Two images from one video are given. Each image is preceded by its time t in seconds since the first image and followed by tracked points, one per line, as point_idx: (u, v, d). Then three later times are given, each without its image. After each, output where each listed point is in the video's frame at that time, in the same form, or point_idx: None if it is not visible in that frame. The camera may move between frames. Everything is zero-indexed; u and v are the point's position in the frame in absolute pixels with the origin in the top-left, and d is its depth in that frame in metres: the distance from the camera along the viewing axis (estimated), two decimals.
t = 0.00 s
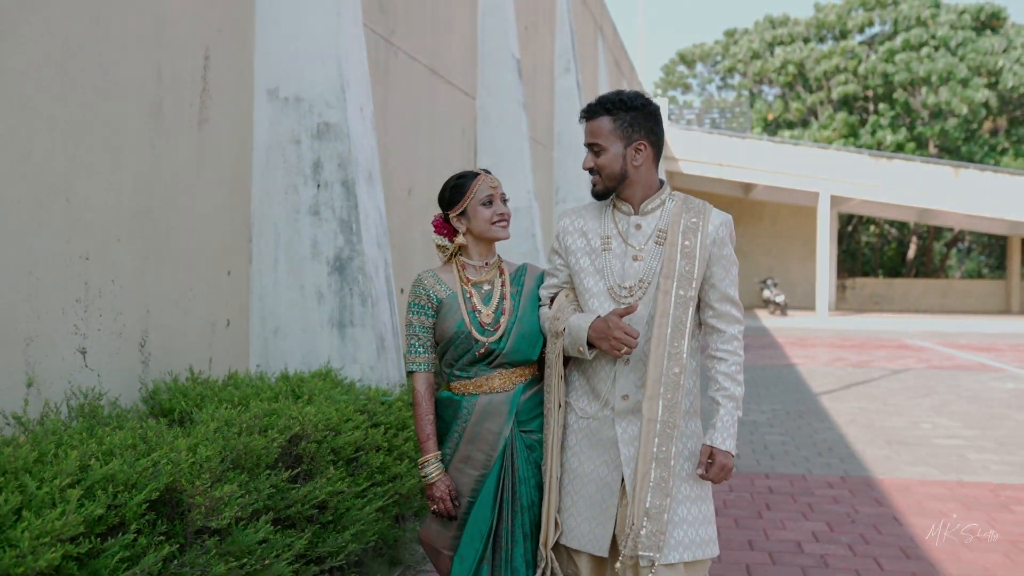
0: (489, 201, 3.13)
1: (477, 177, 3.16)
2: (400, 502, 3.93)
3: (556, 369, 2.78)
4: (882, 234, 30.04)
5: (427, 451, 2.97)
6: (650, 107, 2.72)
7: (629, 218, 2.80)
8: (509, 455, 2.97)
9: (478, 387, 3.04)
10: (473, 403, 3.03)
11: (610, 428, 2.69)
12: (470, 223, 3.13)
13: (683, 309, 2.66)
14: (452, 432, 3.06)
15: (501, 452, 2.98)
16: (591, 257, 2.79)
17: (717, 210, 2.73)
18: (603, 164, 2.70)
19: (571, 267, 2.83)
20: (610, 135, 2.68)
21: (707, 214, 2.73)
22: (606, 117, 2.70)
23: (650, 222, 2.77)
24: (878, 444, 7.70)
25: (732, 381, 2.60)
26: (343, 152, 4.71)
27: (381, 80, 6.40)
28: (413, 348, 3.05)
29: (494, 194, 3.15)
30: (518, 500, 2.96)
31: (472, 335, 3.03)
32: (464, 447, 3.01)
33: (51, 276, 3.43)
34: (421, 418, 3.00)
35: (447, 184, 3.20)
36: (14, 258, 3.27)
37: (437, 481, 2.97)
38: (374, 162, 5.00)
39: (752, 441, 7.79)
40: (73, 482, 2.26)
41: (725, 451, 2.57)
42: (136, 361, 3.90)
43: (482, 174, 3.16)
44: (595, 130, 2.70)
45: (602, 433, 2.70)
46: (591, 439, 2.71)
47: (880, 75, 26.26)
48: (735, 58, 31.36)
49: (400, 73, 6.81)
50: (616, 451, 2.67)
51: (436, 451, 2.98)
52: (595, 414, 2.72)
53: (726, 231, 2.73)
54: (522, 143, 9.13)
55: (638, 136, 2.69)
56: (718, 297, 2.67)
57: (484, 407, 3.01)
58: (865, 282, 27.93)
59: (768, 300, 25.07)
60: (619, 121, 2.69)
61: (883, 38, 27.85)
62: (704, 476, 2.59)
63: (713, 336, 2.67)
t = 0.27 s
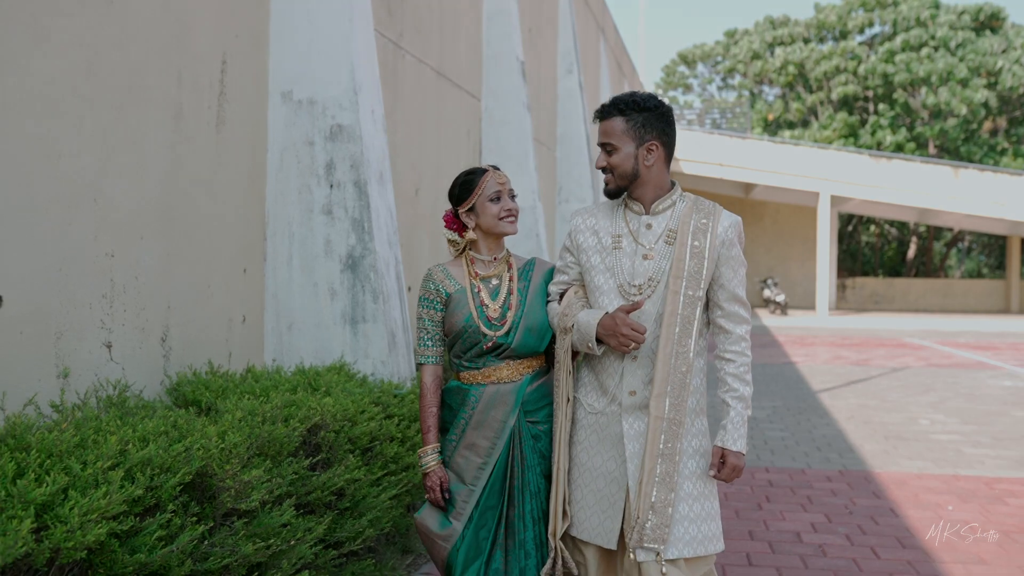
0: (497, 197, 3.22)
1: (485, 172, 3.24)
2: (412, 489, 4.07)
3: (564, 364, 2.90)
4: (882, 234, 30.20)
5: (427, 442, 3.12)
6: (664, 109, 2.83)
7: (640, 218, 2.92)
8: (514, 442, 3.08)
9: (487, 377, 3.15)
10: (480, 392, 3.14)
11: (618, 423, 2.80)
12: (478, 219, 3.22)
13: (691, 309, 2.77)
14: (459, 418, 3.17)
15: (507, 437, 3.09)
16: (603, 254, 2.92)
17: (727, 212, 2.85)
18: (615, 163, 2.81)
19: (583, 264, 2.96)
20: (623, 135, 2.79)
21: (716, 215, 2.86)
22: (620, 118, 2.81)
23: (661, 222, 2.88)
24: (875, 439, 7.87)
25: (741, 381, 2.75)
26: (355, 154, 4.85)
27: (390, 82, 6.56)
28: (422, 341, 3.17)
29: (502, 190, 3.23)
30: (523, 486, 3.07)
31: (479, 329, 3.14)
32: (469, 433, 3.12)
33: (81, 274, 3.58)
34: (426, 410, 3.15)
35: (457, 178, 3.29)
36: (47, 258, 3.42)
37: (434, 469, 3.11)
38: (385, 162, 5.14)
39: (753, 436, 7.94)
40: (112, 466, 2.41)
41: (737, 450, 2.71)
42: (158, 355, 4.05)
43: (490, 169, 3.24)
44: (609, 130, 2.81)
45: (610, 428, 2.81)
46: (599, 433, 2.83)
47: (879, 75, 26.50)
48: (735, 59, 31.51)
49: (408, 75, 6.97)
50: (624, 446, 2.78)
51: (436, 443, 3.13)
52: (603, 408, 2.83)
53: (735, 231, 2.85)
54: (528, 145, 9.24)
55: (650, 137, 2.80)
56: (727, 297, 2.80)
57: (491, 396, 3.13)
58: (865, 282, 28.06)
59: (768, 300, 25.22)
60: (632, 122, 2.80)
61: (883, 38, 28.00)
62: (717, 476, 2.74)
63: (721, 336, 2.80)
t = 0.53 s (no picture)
0: (503, 196, 3.34)
1: (491, 171, 3.36)
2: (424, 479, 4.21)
3: (573, 356, 2.97)
4: (882, 234, 30.37)
5: (428, 432, 3.25)
6: (677, 106, 2.86)
7: (652, 213, 2.95)
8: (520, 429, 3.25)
9: (493, 368, 3.30)
10: (486, 383, 3.30)
11: (630, 413, 2.85)
12: (485, 218, 3.35)
13: (699, 302, 2.80)
14: (465, 407, 3.32)
15: (511, 426, 3.25)
16: (615, 249, 2.96)
17: (737, 208, 2.88)
18: (628, 159, 2.85)
19: (596, 258, 3.01)
20: (636, 131, 2.83)
21: (727, 212, 2.88)
22: (633, 114, 2.86)
23: (672, 217, 2.91)
24: (873, 435, 8.02)
25: (750, 376, 2.77)
26: (367, 156, 5.02)
27: (398, 86, 6.71)
28: (432, 335, 3.32)
29: (507, 188, 3.35)
30: (527, 473, 3.23)
31: (486, 323, 3.27)
32: (474, 421, 3.27)
33: (108, 273, 3.75)
34: (430, 401, 3.28)
35: (465, 177, 3.42)
36: (77, 258, 3.58)
37: (431, 458, 3.24)
38: (395, 164, 5.30)
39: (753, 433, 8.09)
40: (149, 452, 2.56)
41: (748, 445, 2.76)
42: (180, 351, 4.21)
43: (495, 168, 3.35)
44: (622, 127, 2.85)
45: (622, 419, 2.86)
46: (611, 423, 2.88)
47: (878, 76, 26.67)
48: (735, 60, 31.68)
49: (416, 79, 7.12)
50: (635, 437, 2.82)
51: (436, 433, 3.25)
52: (615, 399, 2.88)
53: (745, 227, 2.87)
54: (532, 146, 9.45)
55: (662, 133, 2.85)
56: (736, 292, 2.83)
57: (496, 387, 3.29)
58: (865, 282, 28.24)
59: (768, 299, 25.39)
60: (646, 118, 2.83)
61: (883, 39, 28.16)
62: (728, 469, 2.80)
63: (731, 330, 2.82)
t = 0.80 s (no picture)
0: (508, 199, 3.42)
1: (497, 176, 3.45)
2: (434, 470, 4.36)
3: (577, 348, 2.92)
4: (881, 234, 30.52)
5: (430, 428, 3.41)
6: (686, 105, 2.81)
7: (659, 210, 2.89)
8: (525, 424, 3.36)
9: (497, 367, 3.39)
10: (490, 381, 3.39)
11: (639, 407, 2.79)
12: (490, 220, 3.43)
13: (707, 295, 2.77)
14: (470, 405, 3.42)
15: (516, 424, 3.34)
16: (624, 245, 2.90)
17: (743, 203, 2.84)
18: (635, 155, 2.80)
19: (604, 254, 2.96)
20: (644, 127, 2.78)
21: (733, 207, 2.84)
22: (642, 111, 2.81)
23: (679, 213, 2.86)
24: (870, 432, 8.17)
25: (760, 368, 2.73)
26: (378, 159, 5.18)
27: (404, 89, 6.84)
28: (438, 335, 3.45)
29: (512, 192, 3.43)
30: (528, 470, 3.35)
31: (489, 322, 3.36)
32: (478, 419, 3.36)
33: (132, 273, 3.90)
34: (433, 398, 3.46)
35: (474, 180, 3.51)
36: (103, 260, 3.73)
37: (432, 453, 3.41)
38: (405, 167, 5.46)
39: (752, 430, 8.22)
40: (182, 441, 2.72)
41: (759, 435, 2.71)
42: (198, 348, 4.36)
43: (502, 172, 3.44)
44: (630, 123, 2.80)
45: (630, 411, 2.81)
46: (618, 416, 2.82)
47: (878, 76, 26.82)
48: (735, 60, 31.84)
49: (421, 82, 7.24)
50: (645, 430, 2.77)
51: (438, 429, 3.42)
52: (624, 392, 2.83)
53: (751, 222, 2.83)
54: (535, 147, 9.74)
55: (670, 131, 2.80)
56: (743, 285, 2.79)
57: (499, 386, 3.38)
58: (864, 282, 28.40)
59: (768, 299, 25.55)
60: (654, 115, 2.79)
61: (882, 40, 28.29)
62: (741, 459, 2.74)
63: (739, 323, 2.78)
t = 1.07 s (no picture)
0: (510, 204, 3.41)
1: (501, 180, 3.44)
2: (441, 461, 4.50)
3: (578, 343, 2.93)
4: (881, 233, 30.68)
5: (436, 425, 3.49)
6: (687, 106, 2.81)
7: (661, 209, 2.89)
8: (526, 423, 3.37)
9: (497, 368, 3.40)
10: (491, 383, 3.40)
11: (644, 402, 2.78)
12: (493, 224, 3.43)
13: (712, 291, 2.76)
14: (471, 405, 3.43)
15: (516, 424, 3.35)
16: (627, 244, 2.90)
17: (743, 200, 2.83)
18: (637, 155, 2.81)
19: (608, 253, 2.96)
20: (645, 127, 2.79)
21: (733, 205, 2.83)
22: (643, 112, 2.82)
23: (681, 212, 2.86)
24: (867, 428, 8.32)
25: (765, 358, 2.70)
26: (387, 162, 5.35)
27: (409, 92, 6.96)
28: (442, 335, 3.50)
29: (515, 197, 3.42)
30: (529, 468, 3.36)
31: (490, 323, 3.37)
32: (479, 419, 3.36)
33: (154, 271, 4.06)
34: (438, 397, 3.49)
35: (481, 183, 3.51)
36: (128, 257, 3.89)
37: (436, 449, 3.48)
38: (412, 170, 5.63)
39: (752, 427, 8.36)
40: (209, 430, 2.88)
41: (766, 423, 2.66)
42: (214, 344, 4.52)
43: (505, 177, 3.44)
44: (632, 123, 2.81)
45: (635, 405, 2.79)
46: (623, 410, 2.81)
47: (877, 77, 26.97)
48: (735, 61, 31.99)
49: (425, 85, 7.37)
50: (650, 423, 2.76)
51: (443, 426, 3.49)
52: (630, 387, 2.81)
53: (751, 218, 2.82)
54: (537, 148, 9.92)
55: (671, 130, 2.80)
56: (744, 279, 2.78)
57: (500, 388, 3.38)
58: (864, 281, 28.58)
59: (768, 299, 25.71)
60: (656, 116, 2.79)
61: (881, 40, 28.42)
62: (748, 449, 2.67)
63: (742, 316, 2.77)
